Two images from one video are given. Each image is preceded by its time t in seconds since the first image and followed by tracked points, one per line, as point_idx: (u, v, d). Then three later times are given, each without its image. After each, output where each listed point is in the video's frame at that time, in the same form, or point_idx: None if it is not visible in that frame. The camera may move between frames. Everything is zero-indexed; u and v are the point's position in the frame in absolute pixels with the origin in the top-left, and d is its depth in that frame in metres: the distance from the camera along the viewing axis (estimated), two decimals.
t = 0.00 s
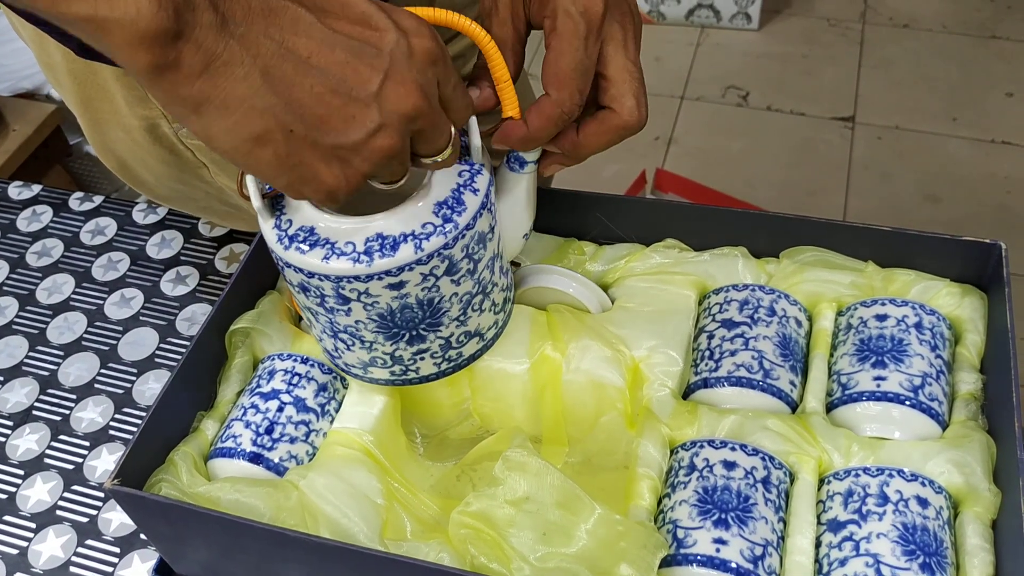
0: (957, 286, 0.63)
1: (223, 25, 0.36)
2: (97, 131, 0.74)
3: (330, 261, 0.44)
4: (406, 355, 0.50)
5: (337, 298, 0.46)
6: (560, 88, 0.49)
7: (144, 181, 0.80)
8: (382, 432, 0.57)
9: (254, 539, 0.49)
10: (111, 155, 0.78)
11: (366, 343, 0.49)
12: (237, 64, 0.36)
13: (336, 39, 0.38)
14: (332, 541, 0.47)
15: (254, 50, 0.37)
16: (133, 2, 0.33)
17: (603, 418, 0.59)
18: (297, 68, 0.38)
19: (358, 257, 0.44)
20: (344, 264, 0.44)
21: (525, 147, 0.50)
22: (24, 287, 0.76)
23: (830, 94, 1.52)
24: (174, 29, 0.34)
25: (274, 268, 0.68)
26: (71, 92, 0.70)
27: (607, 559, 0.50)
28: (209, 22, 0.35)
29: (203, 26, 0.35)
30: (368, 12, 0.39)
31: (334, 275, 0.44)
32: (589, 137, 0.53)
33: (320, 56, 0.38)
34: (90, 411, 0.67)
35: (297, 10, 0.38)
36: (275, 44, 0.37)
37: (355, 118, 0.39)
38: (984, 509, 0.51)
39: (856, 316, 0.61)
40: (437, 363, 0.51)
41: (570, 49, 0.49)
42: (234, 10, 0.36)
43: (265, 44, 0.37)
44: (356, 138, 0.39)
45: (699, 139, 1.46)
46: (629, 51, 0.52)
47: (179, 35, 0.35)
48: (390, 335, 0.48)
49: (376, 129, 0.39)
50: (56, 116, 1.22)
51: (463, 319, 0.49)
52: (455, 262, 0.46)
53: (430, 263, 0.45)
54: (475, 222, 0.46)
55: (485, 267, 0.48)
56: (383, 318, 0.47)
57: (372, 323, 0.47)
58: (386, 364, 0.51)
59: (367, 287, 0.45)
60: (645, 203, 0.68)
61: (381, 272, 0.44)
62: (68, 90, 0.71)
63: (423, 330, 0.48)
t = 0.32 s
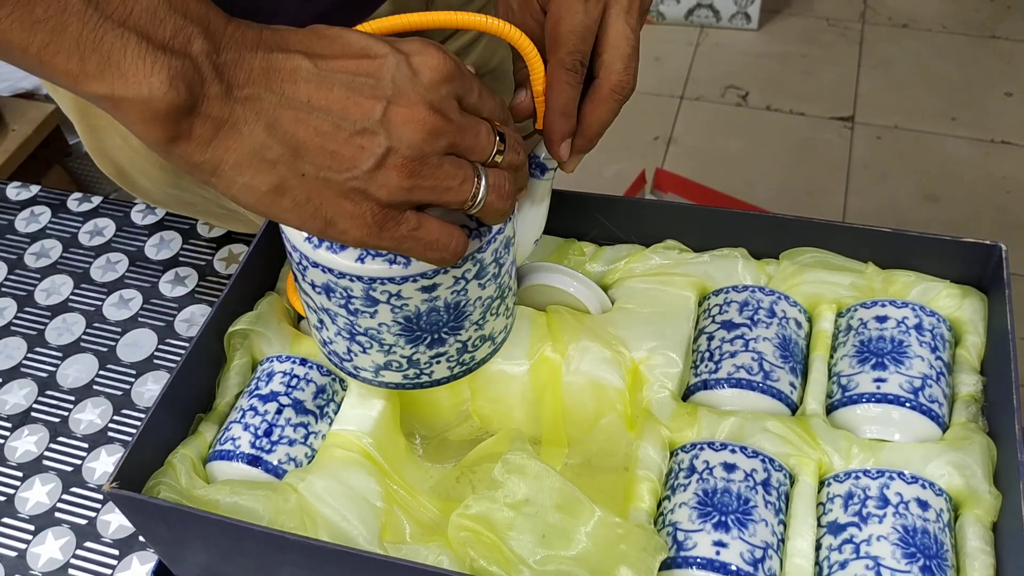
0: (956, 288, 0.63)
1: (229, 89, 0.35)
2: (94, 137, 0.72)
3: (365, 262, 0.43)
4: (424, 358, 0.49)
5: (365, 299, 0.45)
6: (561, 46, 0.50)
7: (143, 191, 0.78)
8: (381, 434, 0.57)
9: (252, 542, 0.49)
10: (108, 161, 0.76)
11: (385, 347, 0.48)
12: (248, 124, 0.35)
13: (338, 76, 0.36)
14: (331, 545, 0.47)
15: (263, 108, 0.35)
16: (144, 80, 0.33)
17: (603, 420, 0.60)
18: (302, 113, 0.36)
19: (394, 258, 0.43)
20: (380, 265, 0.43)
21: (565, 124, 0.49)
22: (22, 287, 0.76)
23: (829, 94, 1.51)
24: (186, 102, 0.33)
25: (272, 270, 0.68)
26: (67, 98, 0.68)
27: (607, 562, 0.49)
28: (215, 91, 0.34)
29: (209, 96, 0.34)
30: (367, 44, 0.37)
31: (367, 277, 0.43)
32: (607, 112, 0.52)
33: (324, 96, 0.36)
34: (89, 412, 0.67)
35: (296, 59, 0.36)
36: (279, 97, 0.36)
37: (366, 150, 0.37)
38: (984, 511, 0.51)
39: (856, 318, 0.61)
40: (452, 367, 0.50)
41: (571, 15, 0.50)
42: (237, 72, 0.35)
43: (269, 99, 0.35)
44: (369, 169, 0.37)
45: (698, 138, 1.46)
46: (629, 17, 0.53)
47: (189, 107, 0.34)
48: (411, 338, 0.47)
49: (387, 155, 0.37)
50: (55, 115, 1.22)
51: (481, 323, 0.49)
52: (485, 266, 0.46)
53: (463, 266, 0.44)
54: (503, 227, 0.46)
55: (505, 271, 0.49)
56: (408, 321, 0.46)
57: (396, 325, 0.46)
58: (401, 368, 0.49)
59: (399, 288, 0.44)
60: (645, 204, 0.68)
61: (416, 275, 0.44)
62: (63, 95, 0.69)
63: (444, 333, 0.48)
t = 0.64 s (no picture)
0: (955, 289, 0.63)
1: (238, 127, 0.36)
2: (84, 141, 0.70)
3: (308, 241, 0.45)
4: (372, 342, 0.51)
5: (311, 276, 0.47)
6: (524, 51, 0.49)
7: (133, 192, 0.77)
8: (377, 437, 0.57)
9: (249, 547, 0.49)
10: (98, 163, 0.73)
11: (334, 326, 0.50)
12: (255, 160, 0.36)
13: (350, 118, 0.37)
14: (329, 550, 0.47)
15: (272, 146, 0.36)
16: (147, 118, 0.34)
17: (600, 422, 0.59)
18: (311, 154, 0.37)
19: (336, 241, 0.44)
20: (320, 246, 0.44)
21: (528, 126, 0.49)
22: (17, 291, 0.75)
23: (828, 93, 1.51)
24: (191, 139, 0.35)
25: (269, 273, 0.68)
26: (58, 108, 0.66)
27: (606, 566, 0.49)
28: (223, 128, 0.35)
29: (216, 131, 0.35)
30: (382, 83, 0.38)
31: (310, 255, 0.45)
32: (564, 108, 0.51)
33: (334, 138, 0.37)
34: (85, 416, 0.66)
35: (306, 96, 0.37)
36: (287, 137, 0.36)
37: (372, 194, 0.38)
38: (983, 514, 0.51)
39: (854, 319, 0.61)
40: (402, 355, 0.52)
41: (535, 14, 0.49)
42: (247, 110, 0.36)
43: (278, 137, 0.36)
44: (374, 212, 0.38)
45: (697, 138, 1.46)
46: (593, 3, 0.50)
47: (195, 142, 0.35)
48: (357, 321, 0.49)
49: (393, 201, 0.38)
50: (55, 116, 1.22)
51: (432, 316, 0.50)
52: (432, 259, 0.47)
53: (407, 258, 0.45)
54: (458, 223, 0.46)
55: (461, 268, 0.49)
56: (352, 303, 0.48)
57: (341, 306, 0.48)
58: (352, 350, 0.52)
59: (340, 270, 0.46)
60: (643, 206, 0.68)
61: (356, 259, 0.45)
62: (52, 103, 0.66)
63: (390, 320, 0.49)
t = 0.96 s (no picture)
0: (954, 290, 0.63)
1: (192, 108, 0.35)
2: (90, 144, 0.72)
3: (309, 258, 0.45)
4: (378, 354, 0.51)
5: (315, 293, 0.47)
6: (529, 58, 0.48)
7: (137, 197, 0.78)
8: (379, 439, 0.57)
9: (251, 550, 0.49)
10: (104, 167, 0.75)
11: (339, 339, 0.51)
12: (208, 141, 0.36)
13: (314, 129, 0.35)
14: (330, 552, 0.47)
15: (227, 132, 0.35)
16: (94, 89, 0.34)
17: (601, 424, 0.60)
18: (266, 149, 0.36)
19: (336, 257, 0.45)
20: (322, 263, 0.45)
21: (533, 138, 0.48)
22: (16, 294, 0.75)
23: (829, 94, 1.52)
24: (137, 114, 0.34)
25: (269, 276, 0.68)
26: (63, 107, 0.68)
27: (608, 567, 0.49)
28: (175, 107, 0.35)
29: (168, 109, 0.35)
30: (359, 98, 0.35)
31: (312, 272, 0.46)
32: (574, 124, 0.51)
33: (291, 144, 0.35)
34: (85, 419, 0.66)
35: (274, 94, 0.34)
36: (243, 129, 0.35)
37: (318, 202, 0.37)
38: (984, 514, 0.51)
39: (853, 320, 0.61)
40: (408, 366, 0.52)
41: (539, 21, 0.48)
42: (205, 95, 0.34)
43: (232, 129, 0.35)
44: (317, 217, 0.38)
45: (697, 139, 1.46)
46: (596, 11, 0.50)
47: (144, 116, 0.35)
48: (362, 334, 0.50)
49: (337, 213, 0.37)
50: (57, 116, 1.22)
51: (437, 326, 0.51)
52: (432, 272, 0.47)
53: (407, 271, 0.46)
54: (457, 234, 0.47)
55: (463, 276, 0.49)
56: (356, 317, 0.48)
57: (345, 320, 0.49)
58: (357, 362, 0.52)
59: (343, 286, 0.46)
60: (644, 208, 0.68)
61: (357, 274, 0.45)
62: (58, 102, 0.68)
63: (394, 332, 0.50)
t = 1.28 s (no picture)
0: (952, 287, 0.63)
1: None
2: (91, 137, 0.74)
3: (310, 256, 0.47)
4: (377, 352, 0.53)
5: (314, 291, 0.49)
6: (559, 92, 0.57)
7: (137, 187, 0.81)
8: (380, 436, 0.58)
9: (254, 545, 0.49)
10: (106, 162, 0.77)
11: (339, 337, 0.52)
12: None
13: None
14: (333, 547, 0.47)
15: None
16: None
17: (601, 422, 0.60)
18: None
19: (337, 255, 0.46)
20: (324, 261, 0.46)
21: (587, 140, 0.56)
22: (18, 293, 0.76)
23: (828, 95, 1.52)
24: None
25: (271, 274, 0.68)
26: (65, 100, 0.70)
27: (608, 562, 0.50)
28: None
29: None
30: None
31: (312, 270, 0.47)
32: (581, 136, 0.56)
33: None
34: (87, 417, 0.67)
35: None
36: None
37: None
38: (981, 509, 0.52)
39: (852, 318, 0.61)
40: (407, 363, 0.55)
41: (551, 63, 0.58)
42: None
43: None
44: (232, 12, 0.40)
45: (697, 140, 1.46)
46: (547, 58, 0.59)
47: None
48: (361, 332, 0.51)
49: (251, 17, 0.40)
50: (58, 116, 1.22)
51: (436, 324, 0.53)
52: (432, 269, 0.49)
53: (406, 268, 0.47)
54: (456, 232, 0.48)
55: (463, 276, 0.52)
56: (356, 315, 0.50)
57: (345, 319, 0.50)
58: (358, 360, 0.54)
59: (343, 284, 0.47)
60: (643, 207, 0.69)
61: (357, 272, 0.47)
62: (59, 95, 0.70)
63: (393, 330, 0.51)
